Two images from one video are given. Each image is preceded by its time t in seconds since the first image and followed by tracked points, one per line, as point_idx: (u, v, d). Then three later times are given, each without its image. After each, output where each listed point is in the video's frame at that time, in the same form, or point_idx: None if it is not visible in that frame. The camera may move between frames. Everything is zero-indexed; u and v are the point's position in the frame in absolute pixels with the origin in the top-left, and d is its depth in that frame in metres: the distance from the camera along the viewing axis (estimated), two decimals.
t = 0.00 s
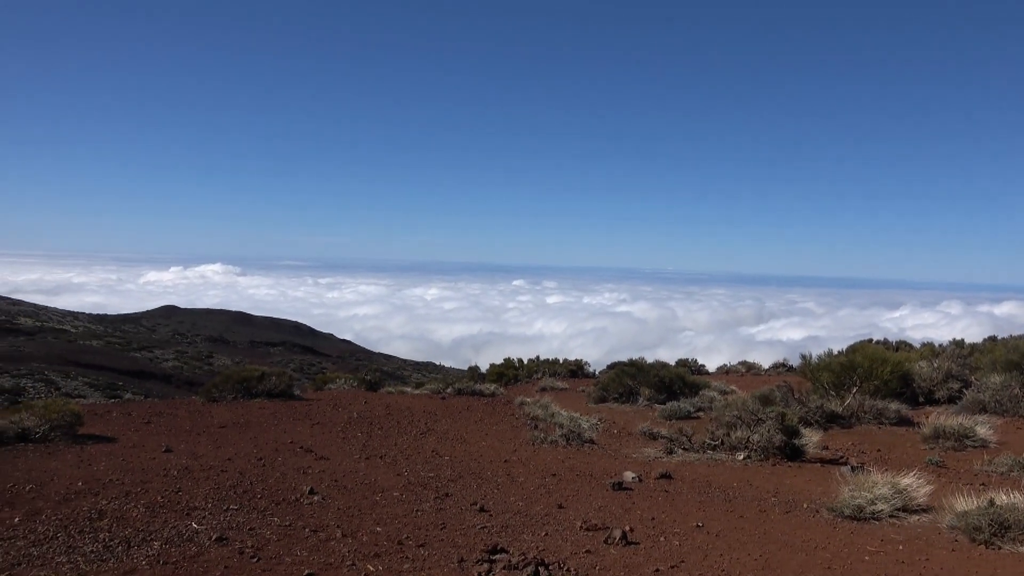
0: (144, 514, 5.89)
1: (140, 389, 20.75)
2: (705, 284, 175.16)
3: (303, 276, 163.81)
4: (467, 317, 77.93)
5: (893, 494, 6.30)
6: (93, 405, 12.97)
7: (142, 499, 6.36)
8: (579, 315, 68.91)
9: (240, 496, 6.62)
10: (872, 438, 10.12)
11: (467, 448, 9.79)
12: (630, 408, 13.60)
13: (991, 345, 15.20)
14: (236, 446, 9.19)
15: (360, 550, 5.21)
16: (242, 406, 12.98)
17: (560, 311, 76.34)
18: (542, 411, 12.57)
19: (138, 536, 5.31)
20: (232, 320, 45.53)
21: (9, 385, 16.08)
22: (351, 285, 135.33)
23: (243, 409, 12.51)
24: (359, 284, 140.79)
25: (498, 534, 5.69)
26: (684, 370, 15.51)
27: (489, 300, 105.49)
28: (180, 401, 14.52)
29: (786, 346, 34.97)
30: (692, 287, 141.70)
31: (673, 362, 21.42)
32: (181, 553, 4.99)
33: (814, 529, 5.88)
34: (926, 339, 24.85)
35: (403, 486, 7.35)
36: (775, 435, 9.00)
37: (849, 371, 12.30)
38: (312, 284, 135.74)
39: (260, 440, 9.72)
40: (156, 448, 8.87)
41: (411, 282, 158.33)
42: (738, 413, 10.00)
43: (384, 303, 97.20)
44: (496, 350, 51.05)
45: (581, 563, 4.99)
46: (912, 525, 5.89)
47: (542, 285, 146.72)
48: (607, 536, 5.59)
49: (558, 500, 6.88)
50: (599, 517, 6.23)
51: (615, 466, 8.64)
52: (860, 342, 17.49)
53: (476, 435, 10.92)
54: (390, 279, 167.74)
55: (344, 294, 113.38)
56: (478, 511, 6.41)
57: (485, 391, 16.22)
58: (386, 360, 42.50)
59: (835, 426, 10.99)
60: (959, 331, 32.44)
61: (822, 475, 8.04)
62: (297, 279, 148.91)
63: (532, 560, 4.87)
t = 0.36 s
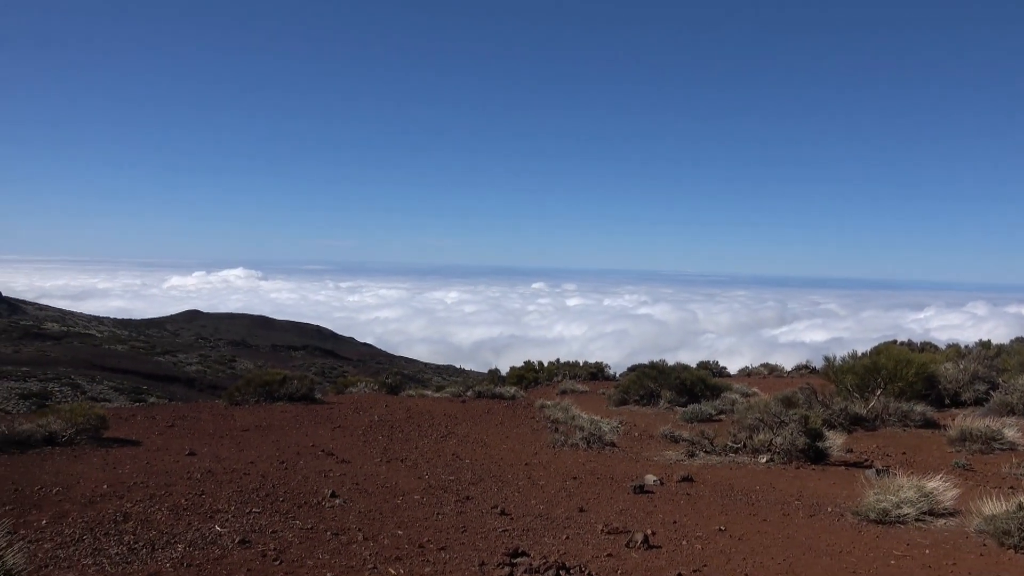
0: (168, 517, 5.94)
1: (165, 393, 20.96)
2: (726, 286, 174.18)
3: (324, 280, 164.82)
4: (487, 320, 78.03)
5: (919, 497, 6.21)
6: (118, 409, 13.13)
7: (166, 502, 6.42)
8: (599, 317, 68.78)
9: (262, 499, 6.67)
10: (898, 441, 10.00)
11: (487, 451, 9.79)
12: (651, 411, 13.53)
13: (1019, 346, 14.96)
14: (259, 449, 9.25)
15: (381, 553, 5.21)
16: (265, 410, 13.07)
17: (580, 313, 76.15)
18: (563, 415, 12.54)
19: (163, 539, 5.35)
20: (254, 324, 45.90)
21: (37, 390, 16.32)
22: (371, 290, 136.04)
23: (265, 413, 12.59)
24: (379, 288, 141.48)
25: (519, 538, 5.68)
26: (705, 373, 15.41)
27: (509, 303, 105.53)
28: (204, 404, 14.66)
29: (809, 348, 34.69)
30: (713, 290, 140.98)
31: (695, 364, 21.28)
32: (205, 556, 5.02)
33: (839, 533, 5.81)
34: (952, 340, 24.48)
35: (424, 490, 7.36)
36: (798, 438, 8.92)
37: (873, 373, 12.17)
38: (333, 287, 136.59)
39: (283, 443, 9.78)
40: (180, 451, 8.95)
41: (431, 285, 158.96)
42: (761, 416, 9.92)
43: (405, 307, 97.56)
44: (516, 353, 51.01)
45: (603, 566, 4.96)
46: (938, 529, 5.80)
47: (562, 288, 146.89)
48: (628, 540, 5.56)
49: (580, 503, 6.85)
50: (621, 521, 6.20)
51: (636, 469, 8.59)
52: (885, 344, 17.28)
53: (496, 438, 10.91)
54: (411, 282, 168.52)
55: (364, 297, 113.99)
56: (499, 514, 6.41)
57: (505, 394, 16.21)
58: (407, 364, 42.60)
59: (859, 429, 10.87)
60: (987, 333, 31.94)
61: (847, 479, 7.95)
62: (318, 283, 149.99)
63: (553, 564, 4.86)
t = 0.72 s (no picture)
0: (191, 519, 5.99)
1: (187, 397, 21.16)
2: (747, 288, 172.88)
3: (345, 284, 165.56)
4: (506, 324, 78.03)
5: (944, 502, 6.12)
6: (141, 412, 13.27)
7: (188, 504, 6.47)
8: (619, 320, 68.56)
9: (283, 502, 6.70)
10: (922, 445, 9.87)
11: (507, 454, 9.79)
12: (671, 414, 13.45)
13: None
14: (279, 453, 9.30)
15: (400, 557, 5.22)
16: (285, 413, 13.15)
17: (600, 316, 75.98)
18: (582, 418, 12.50)
19: (185, 542, 5.40)
20: (275, 329, 46.22)
21: (62, 394, 16.54)
22: (391, 293, 136.42)
23: (286, 416, 12.66)
24: (399, 291, 141.83)
25: (539, 542, 5.67)
26: (726, 376, 15.30)
27: (529, 306, 105.47)
28: (225, 408, 14.78)
29: (832, 351, 34.30)
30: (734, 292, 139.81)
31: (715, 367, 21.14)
32: (226, 558, 5.06)
33: (862, 539, 5.74)
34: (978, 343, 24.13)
35: (443, 493, 7.37)
36: (820, 441, 8.84)
37: (896, 376, 12.02)
38: (353, 292, 137.48)
39: (303, 447, 9.84)
40: (202, 454, 9.03)
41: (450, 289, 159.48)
42: (783, 420, 9.84)
43: (424, 310, 97.85)
44: (535, 356, 50.95)
45: (622, 571, 4.94)
46: (964, 534, 5.71)
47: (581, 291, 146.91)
48: (649, 544, 5.52)
49: (599, 507, 6.83)
50: (641, 525, 6.17)
51: (656, 473, 8.55)
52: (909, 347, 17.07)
53: (515, 441, 10.90)
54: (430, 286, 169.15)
55: (384, 301, 114.56)
56: (518, 518, 6.40)
57: (524, 398, 16.19)
58: (426, 367, 42.69)
59: (882, 433, 10.75)
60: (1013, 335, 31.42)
61: (870, 483, 7.86)
62: (337, 287, 150.92)
63: (573, 569, 4.84)
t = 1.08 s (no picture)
0: (213, 521, 6.04)
1: (209, 400, 21.35)
2: (768, 289, 171.54)
3: (365, 287, 166.21)
4: (526, 326, 78.00)
5: (971, 505, 6.03)
6: (164, 415, 13.40)
7: (211, 507, 6.52)
8: (638, 322, 68.32)
9: (304, 505, 6.73)
10: (947, 447, 9.75)
11: (526, 457, 9.78)
12: (691, 417, 13.37)
13: None
14: (301, 455, 9.36)
15: (421, 559, 5.23)
16: (306, 416, 13.22)
17: (619, 319, 75.66)
18: (602, 420, 12.46)
19: (208, 543, 5.44)
20: (295, 332, 46.50)
21: (86, 397, 16.74)
22: (411, 296, 136.84)
23: (306, 419, 12.73)
24: (419, 294, 142.16)
25: (559, 544, 5.66)
26: (746, 378, 15.19)
27: (548, 308, 105.37)
28: (246, 410, 14.88)
29: (854, 353, 33.90)
30: (754, 294, 138.74)
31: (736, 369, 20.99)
32: (248, 560, 5.09)
33: (886, 542, 5.68)
34: (1003, 344, 23.76)
35: (463, 496, 7.37)
36: (843, 444, 8.75)
37: (920, 377, 11.88)
38: (372, 295, 138.11)
39: (324, 449, 9.89)
40: (224, 456, 9.10)
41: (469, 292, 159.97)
42: (805, 421, 9.75)
43: (443, 313, 98.07)
44: (554, 358, 50.84)
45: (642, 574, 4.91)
46: (991, 538, 5.63)
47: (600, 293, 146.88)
48: (670, 547, 5.49)
49: (620, 510, 6.80)
50: (662, 528, 6.14)
51: (677, 476, 8.49)
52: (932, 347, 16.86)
53: (535, 444, 10.89)
54: (449, 289, 169.77)
55: (403, 304, 114.90)
56: (538, 520, 6.39)
57: (544, 400, 16.16)
58: (445, 370, 42.73)
59: (907, 435, 10.63)
60: None
61: (895, 485, 7.78)
62: (356, 290, 151.88)
63: (593, 572, 4.83)
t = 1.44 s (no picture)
0: (232, 522, 6.07)
1: (229, 401, 21.51)
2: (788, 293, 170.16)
3: (383, 289, 166.82)
4: (544, 329, 77.97)
5: (995, 512, 5.94)
6: (185, 415, 13.49)
7: (230, 507, 6.57)
8: (657, 325, 68.05)
9: (322, 506, 6.76)
10: (970, 452, 9.62)
11: (544, 460, 9.76)
12: (710, 420, 13.29)
13: None
14: (319, 456, 9.40)
15: (439, 561, 5.23)
16: (325, 417, 13.29)
17: (638, 322, 75.37)
18: (620, 423, 12.42)
19: (227, 543, 5.47)
20: (315, 333, 46.78)
21: (108, 397, 16.93)
22: (429, 298, 137.19)
23: (325, 420, 12.79)
24: (437, 297, 142.51)
25: (576, 548, 5.64)
26: (766, 382, 15.08)
27: (566, 311, 105.24)
28: (265, 411, 14.98)
29: (876, 357, 33.55)
30: (774, 298, 137.49)
31: (755, 373, 20.84)
32: (267, 561, 5.12)
33: (908, 548, 5.62)
34: None
35: (481, 498, 7.37)
36: (864, 449, 8.66)
37: (943, 382, 11.74)
38: (391, 297, 138.69)
39: (342, 450, 9.93)
40: (244, 457, 9.15)
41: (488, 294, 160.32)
42: (826, 426, 9.66)
43: (461, 316, 98.27)
44: (572, 361, 50.73)
45: None
46: (1017, 545, 5.54)
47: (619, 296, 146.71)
48: (688, 552, 5.45)
49: (638, 514, 6.77)
50: (680, 533, 6.10)
51: (696, 480, 8.44)
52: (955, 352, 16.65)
53: (553, 446, 10.87)
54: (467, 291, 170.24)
55: (421, 306, 115.22)
56: (556, 523, 6.37)
57: (562, 403, 16.14)
58: (463, 372, 42.81)
59: (929, 440, 10.51)
60: None
61: (917, 491, 7.69)
62: (376, 292, 152.57)
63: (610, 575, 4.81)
